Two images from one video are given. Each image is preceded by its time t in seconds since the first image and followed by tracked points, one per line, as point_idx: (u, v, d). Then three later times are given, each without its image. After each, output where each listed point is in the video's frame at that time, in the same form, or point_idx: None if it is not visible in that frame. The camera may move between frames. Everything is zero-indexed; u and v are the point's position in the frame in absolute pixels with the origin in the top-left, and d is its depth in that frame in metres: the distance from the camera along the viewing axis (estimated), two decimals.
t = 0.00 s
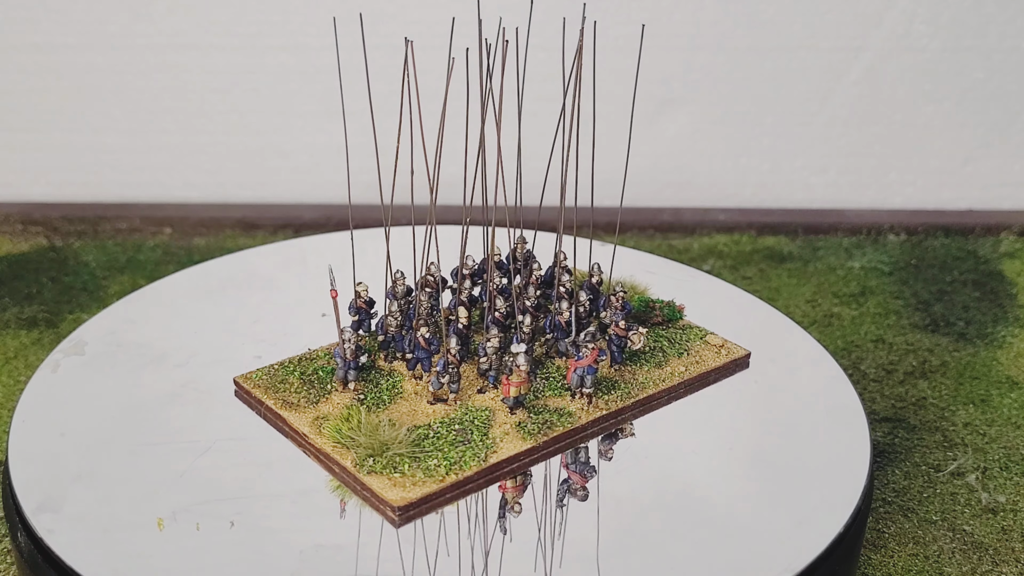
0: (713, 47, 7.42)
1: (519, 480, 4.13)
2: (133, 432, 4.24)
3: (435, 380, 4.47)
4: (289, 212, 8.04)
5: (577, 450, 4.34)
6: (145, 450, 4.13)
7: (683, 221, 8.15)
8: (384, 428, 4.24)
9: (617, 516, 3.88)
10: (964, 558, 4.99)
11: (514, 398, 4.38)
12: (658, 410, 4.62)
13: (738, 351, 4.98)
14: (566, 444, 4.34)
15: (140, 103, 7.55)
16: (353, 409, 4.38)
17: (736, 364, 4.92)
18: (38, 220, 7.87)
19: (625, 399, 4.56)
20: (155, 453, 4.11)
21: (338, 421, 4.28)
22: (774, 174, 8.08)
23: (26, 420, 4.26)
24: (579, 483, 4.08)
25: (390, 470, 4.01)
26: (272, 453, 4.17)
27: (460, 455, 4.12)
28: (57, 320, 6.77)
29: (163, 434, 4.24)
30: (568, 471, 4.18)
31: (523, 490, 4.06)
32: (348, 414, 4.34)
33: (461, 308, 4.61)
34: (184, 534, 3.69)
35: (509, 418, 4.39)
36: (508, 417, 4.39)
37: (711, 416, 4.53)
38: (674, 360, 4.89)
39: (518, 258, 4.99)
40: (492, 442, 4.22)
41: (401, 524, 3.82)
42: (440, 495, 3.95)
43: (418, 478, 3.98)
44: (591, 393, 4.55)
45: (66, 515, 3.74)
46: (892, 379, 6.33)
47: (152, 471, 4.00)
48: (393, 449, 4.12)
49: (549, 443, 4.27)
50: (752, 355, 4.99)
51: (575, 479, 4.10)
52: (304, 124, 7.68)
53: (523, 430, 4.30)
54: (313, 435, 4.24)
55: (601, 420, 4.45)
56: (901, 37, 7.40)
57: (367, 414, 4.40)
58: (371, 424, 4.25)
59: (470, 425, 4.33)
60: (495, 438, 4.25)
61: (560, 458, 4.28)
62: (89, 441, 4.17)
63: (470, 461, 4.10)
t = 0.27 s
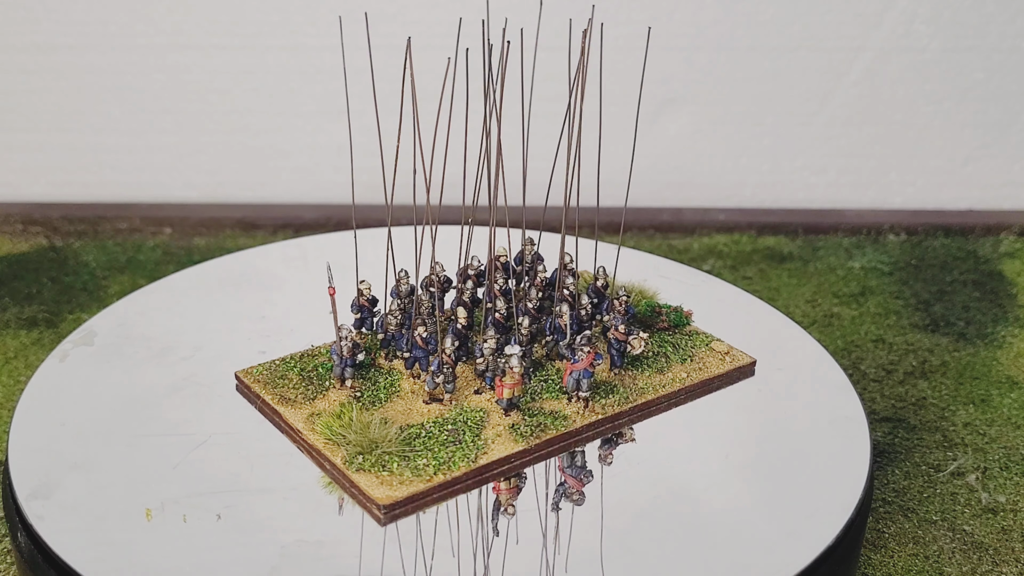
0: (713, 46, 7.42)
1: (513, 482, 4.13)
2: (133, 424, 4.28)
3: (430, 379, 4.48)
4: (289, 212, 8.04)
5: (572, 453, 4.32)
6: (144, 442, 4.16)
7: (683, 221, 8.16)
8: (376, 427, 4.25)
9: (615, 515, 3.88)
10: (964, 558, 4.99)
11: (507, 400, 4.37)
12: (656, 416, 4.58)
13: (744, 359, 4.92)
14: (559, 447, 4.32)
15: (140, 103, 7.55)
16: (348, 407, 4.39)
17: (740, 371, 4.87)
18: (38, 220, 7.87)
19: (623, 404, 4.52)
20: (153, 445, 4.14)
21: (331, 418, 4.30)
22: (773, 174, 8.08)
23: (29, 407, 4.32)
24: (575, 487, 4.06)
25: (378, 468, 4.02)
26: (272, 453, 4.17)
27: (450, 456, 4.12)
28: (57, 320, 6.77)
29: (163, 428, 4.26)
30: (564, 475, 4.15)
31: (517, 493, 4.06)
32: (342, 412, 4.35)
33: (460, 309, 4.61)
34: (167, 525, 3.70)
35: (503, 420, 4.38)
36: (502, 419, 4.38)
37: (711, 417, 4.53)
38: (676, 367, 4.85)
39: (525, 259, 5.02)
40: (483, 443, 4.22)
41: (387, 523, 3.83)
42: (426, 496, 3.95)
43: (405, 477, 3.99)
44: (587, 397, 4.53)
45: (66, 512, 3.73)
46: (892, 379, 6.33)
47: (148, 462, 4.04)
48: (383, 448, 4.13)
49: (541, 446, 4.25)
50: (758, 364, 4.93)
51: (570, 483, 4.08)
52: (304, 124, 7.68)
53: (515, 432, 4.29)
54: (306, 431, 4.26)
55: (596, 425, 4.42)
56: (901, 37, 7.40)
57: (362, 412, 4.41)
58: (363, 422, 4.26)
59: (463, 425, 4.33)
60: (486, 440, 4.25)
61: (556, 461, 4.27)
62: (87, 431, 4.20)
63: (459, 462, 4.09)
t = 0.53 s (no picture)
0: (713, 47, 7.41)
1: (507, 484, 4.12)
2: (133, 416, 4.33)
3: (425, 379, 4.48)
4: (290, 212, 8.04)
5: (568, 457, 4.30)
6: (144, 434, 4.21)
7: (683, 221, 8.17)
8: (369, 425, 4.26)
9: (615, 515, 3.88)
10: (964, 558, 4.99)
11: (501, 402, 4.36)
12: (654, 422, 4.54)
13: (749, 367, 4.85)
14: (552, 450, 4.30)
15: (140, 103, 7.55)
16: (343, 404, 4.40)
17: (745, 379, 4.80)
18: (38, 220, 7.87)
19: (619, 409, 4.49)
20: (152, 438, 4.18)
21: (325, 414, 4.31)
22: (774, 174, 8.08)
23: (34, 394, 4.40)
24: (571, 491, 4.04)
25: (366, 465, 4.03)
26: (272, 453, 4.17)
27: (439, 456, 4.13)
28: (57, 320, 6.78)
29: (162, 422, 4.30)
30: (561, 479, 4.13)
31: (511, 495, 4.05)
32: (337, 409, 4.35)
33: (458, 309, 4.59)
34: (155, 518, 3.74)
35: (496, 421, 4.37)
36: (495, 420, 4.38)
37: (712, 419, 4.54)
38: (678, 373, 4.79)
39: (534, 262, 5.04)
40: (474, 444, 4.21)
41: (372, 521, 3.83)
42: (412, 495, 3.95)
43: (392, 476, 3.99)
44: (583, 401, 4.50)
45: (68, 511, 3.73)
46: (891, 379, 6.33)
47: (147, 454, 4.08)
48: (373, 446, 4.14)
49: (533, 449, 4.24)
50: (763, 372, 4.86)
51: (566, 488, 4.06)
52: (304, 124, 7.68)
53: (508, 434, 4.28)
54: (299, 426, 4.28)
55: (591, 429, 4.39)
56: (901, 37, 7.40)
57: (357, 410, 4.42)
58: (355, 419, 4.28)
59: (456, 425, 4.33)
60: (477, 441, 4.24)
61: (552, 465, 4.25)
62: (89, 421, 4.27)
63: (448, 462, 4.09)
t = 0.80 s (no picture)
0: (713, 46, 7.41)
1: (502, 485, 4.11)
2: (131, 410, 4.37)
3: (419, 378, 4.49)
4: (290, 212, 8.04)
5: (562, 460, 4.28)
6: (142, 427, 4.25)
7: (683, 221, 8.17)
8: (362, 424, 4.27)
9: (615, 515, 3.89)
10: (964, 558, 4.99)
11: (493, 403, 4.36)
12: (651, 429, 4.50)
13: (754, 376, 4.78)
14: (544, 453, 4.28)
15: (140, 103, 7.55)
16: (339, 402, 4.42)
17: (749, 388, 4.74)
18: (38, 220, 7.88)
19: (615, 414, 4.46)
20: (149, 432, 4.22)
21: (318, 411, 4.34)
22: (773, 174, 8.08)
23: (38, 383, 4.48)
24: (566, 495, 4.01)
25: (355, 463, 4.05)
26: (272, 453, 4.16)
27: (429, 455, 4.13)
28: (57, 320, 6.77)
29: (163, 423, 4.30)
30: (556, 484, 4.10)
31: (504, 497, 4.01)
32: (333, 408, 4.37)
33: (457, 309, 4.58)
34: (144, 507, 3.78)
35: (489, 423, 4.37)
36: (488, 422, 4.37)
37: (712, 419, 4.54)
38: (679, 380, 4.74)
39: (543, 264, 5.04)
40: (465, 445, 4.21)
41: (356, 518, 3.84)
42: (397, 494, 3.96)
43: (380, 474, 4.00)
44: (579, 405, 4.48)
45: (68, 509, 3.72)
46: (891, 379, 6.33)
47: (143, 446, 4.13)
48: (364, 445, 4.15)
49: (524, 451, 4.22)
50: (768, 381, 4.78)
51: (561, 491, 4.03)
52: (304, 124, 7.68)
53: (499, 436, 4.27)
54: (293, 422, 4.32)
55: (585, 434, 4.36)
56: (901, 37, 7.40)
57: (352, 408, 4.44)
58: (347, 417, 4.29)
59: (448, 426, 4.33)
60: (469, 441, 4.24)
61: (546, 468, 4.23)
62: (89, 412, 4.32)
63: (437, 462, 4.09)
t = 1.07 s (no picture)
0: (713, 46, 7.41)
1: (497, 486, 4.09)
2: (126, 404, 4.41)
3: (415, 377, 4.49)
4: (290, 212, 8.05)
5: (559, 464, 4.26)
6: (137, 421, 4.29)
7: (683, 221, 8.17)
8: (355, 421, 4.28)
9: (615, 514, 3.89)
10: (964, 558, 4.99)
11: (487, 404, 4.35)
12: (647, 434, 4.46)
13: (756, 383, 4.72)
14: (537, 456, 4.27)
15: (140, 103, 7.55)
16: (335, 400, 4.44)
17: (752, 395, 4.68)
18: (38, 220, 7.88)
19: (612, 418, 4.42)
20: (144, 427, 4.26)
21: (313, 408, 4.35)
22: (773, 174, 8.09)
23: (39, 383, 4.47)
24: (561, 499, 4.00)
25: (345, 460, 4.06)
26: (272, 453, 4.16)
27: (420, 455, 4.13)
28: (57, 320, 6.78)
29: (164, 423, 4.29)
30: (551, 486, 4.09)
31: (498, 498, 4.01)
32: (329, 405, 4.38)
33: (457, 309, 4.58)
34: (134, 499, 3.81)
35: (482, 424, 4.36)
36: (481, 422, 4.36)
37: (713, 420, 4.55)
38: (680, 385, 4.68)
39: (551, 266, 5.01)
40: (457, 445, 4.20)
41: (343, 515, 3.85)
42: (385, 492, 3.96)
43: (368, 472, 4.01)
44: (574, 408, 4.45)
45: (69, 510, 3.72)
46: (891, 379, 6.33)
47: (137, 440, 4.16)
48: (356, 443, 4.16)
49: (516, 453, 4.20)
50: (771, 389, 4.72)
51: (557, 494, 4.03)
52: (304, 124, 7.68)
53: (492, 437, 4.26)
54: (288, 418, 4.35)
55: (579, 437, 4.34)
56: (901, 37, 7.40)
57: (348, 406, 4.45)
58: (341, 414, 4.30)
59: (442, 426, 4.33)
60: (461, 442, 4.23)
61: (541, 470, 4.21)
62: (85, 406, 4.36)
63: (427, 462, 4.09)
